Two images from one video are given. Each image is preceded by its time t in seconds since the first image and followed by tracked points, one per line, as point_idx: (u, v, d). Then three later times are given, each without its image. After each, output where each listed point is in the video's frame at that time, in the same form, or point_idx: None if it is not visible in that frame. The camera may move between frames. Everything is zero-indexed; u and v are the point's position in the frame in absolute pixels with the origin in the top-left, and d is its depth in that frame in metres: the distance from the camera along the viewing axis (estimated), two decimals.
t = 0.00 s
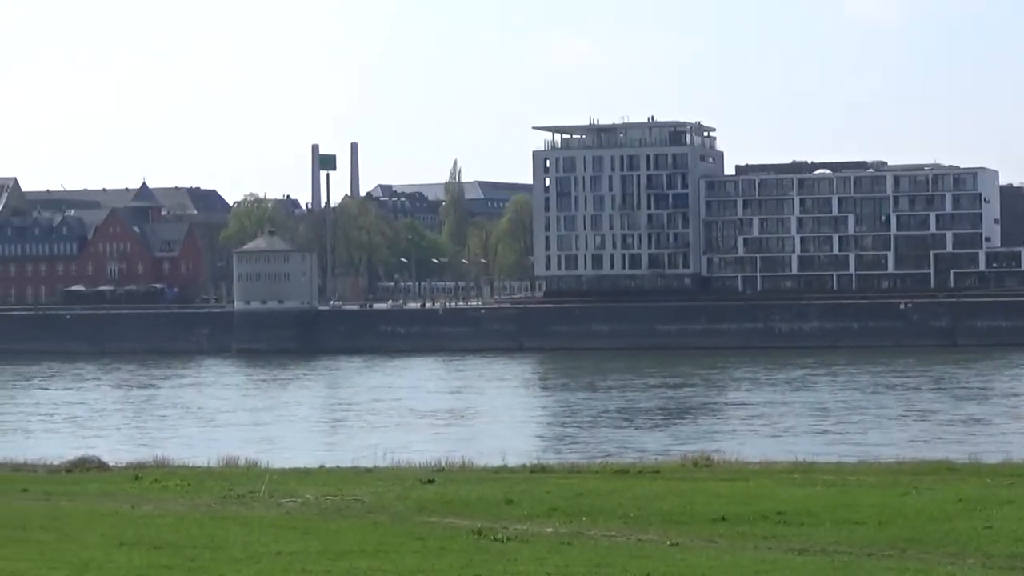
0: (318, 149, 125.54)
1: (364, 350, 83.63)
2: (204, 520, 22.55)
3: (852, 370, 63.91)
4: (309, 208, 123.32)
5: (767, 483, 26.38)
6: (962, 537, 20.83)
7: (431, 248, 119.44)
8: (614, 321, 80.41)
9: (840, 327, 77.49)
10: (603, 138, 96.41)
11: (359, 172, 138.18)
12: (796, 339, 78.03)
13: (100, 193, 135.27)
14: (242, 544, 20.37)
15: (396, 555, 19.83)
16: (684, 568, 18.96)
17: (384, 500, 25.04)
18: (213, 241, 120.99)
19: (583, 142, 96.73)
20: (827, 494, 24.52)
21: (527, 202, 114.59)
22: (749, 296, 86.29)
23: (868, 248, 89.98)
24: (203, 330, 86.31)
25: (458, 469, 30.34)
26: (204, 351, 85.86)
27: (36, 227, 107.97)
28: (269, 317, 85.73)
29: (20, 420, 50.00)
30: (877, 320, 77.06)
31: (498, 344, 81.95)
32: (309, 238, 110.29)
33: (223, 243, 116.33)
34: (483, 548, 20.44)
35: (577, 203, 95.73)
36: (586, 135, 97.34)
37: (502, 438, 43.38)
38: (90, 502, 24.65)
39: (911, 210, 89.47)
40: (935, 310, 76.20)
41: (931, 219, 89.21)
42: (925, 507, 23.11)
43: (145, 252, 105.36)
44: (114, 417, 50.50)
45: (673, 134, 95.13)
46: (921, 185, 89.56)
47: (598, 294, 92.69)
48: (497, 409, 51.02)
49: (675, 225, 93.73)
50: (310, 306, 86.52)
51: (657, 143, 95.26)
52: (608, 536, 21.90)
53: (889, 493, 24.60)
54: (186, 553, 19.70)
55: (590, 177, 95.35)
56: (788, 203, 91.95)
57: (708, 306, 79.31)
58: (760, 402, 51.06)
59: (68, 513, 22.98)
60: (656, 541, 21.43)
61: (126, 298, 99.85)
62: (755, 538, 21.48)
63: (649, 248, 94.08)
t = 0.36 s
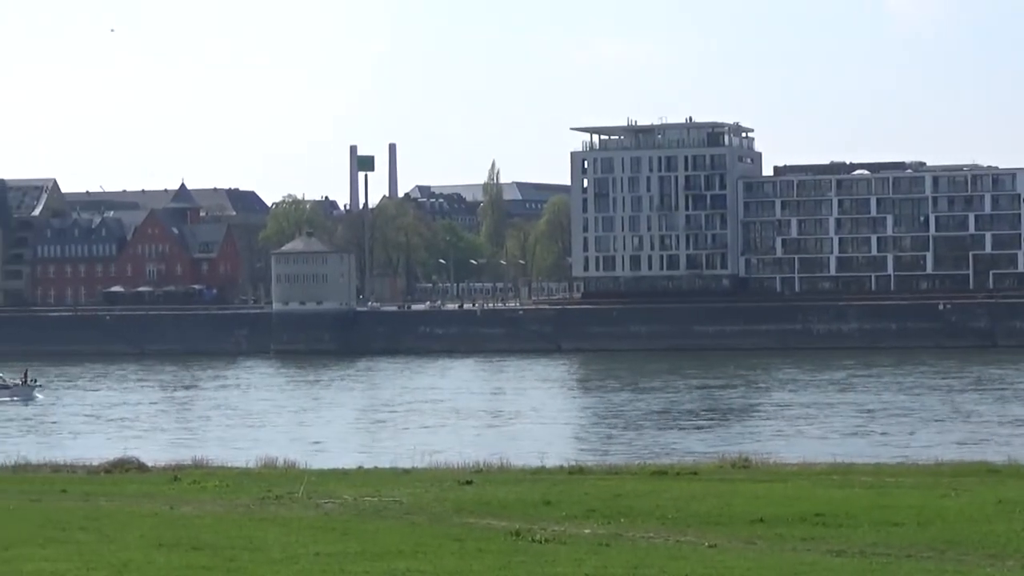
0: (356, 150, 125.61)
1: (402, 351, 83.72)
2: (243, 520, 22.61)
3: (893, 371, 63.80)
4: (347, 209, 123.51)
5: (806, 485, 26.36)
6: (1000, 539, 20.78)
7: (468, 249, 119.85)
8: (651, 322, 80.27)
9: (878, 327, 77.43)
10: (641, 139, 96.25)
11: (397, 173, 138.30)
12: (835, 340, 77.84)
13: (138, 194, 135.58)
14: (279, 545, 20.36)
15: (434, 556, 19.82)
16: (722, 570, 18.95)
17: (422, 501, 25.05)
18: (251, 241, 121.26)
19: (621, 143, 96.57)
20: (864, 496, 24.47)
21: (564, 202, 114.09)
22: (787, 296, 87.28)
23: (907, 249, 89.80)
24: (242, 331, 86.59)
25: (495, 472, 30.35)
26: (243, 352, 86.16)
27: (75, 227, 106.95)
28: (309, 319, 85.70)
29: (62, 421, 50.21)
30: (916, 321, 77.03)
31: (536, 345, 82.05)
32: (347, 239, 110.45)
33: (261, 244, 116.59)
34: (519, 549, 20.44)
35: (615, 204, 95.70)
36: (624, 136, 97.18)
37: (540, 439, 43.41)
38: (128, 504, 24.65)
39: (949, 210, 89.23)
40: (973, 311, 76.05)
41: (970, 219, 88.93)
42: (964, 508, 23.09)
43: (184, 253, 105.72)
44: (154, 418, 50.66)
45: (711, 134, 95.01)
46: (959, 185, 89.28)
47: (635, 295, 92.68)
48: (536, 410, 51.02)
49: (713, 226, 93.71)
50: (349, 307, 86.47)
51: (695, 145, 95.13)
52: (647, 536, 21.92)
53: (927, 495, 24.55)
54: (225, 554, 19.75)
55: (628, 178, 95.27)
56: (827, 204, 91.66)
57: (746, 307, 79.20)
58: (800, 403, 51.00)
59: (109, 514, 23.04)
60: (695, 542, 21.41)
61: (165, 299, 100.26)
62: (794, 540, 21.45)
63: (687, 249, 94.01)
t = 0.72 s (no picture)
0: (395, 153, 125.68)
1: (442, 354, 83.82)
2: (281, 522, 22.65)
3: (935, 373, 63.64)
4: (385, 212, 123.65)
5: (846, 487, 26.29)
6: None
7: (506, 251, 119.62)
8: (690, 325, 80.19)
9: (916, 330, 77.25)
10: (678, 142, 95.88)
11: (435, 176, 138.38)
12: (872, 342, 77.70)
13: (176, 198, 135.86)
14: (319, 548, 20.41)
15: (473, 558, 19.87)
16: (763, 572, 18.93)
17: (461, 505, 25.09)
18: (289, 246, 121.54)
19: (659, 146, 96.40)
20: (904, 498, 24.44)
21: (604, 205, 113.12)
22: (824, 296, 89.34)
23: (945, 251, 89.67)
24: (281, 334, 86.60)
25: (533, 474, 30.37)
26: (281, 355, 86.21)
27: (115, 232, 107.10)
28: (347, 322, 85.67)
29: (105, 425, 50.43)
30: (954, 324, 76.71)
31: (574, 348, 82.19)
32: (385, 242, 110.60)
33: (300, 248, 116.73)
34: (559, 552, 20.47)
35: (652, 207, 95.71)
36: (662, 139, 96.98)
37: (577, 442, 43.46)
38: (168, 507, 24.69)
39: (988, 211, 89.09)
40: (1012, 312, 76.01)
41: (1009, 220, 88.79)
42: (1004, 509, 23.08)
43: (222, 257, 106.18)
44: (194, 422, 50.73)
45: (749, 137, 94.88)
46: (998, 186, 89.24)
47: (673, 297, 92.65)
48: (576, 413, 51.08)
49: (751, 228, 93.44)
50: (387, 310, 86.18)
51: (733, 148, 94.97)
52: (687, 539, 21.89)
53: (967, 498, 24.52)
54: (266, 556, 19.81)
55: (666, 180, 95.16)
56: (865, 206, 91.38)
57: (785, 310, 79.13)
58: (844, 406, 50.94)
59: (150, 517, 23.14)
60: (733, 545, 21.43)
61: (204, 303, 100.58)
62: (833, 543, 21.44)
63: (725, 252, 93.79)
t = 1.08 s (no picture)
0: (431, 153, 125.73)
1: (479, 354, 83.85)
2: (317, 523, 22.68)
3: (974, 373, 63.46)
4: (421, 213, 123.68)
5: (884, 487, 26.26)
6: None
7: (542, 252, 119.48)
8: (726, 324, 80.08)
9: (953, 330, 77.06)
10: (714, 141, 95.85)
11: (471, 176, 138.39)
12: (908, 342, 77.66)
13: (213, 198, 136.12)
14: (355, 548, 20.44)
15: (508, 558, 19.90)
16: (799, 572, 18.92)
17: (498, 504, 25.12)
18: (325, 247, 121.63)
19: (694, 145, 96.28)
20: (941, 499, 24.37)
21: (638, 204, 113.02)
22: (859, 296, 89.14)
23: (983, 250, 89.46)
24: (317, 335, 86.71)
25: (569, 475, 30.36)
26: (317, 355, 86.30)
27: (152, 232, 107.45)
28: (383, 322, 85.77)
29: (143, 426, 50.55)
30: (992, 323, 76.48)
31: (612, 348, 82.12)
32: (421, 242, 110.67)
33: (336, 249, 116.92)
34: (594, 552, 20.48)
35: (688, 206, 95.70)
36: (698, 138, 96.92)
37: (616, 442, 43.47)
38: (204, 507, 24.76)
39: None
40: None
41: None
42: None
43: (259, 257, 106.09)
44: (231, 422, 50.84)
45: (785, 137, 94.88)
46: None
47: (709, 297, 92.59)
48: (612, 413, 51.04)
49: (786, 228, 93.34)
50: (424, 310, 86.35)
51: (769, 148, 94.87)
52: (723, 539, 21.89)
53: (1005, 498, 24.44)
54: (303, 556, 19.86)
55: (701, 180, 95.05)
56: (902, 205, 91.20)
57: (821, 309, 79.01)
58: (885, 405, 50.86)
59: (188, 517, 23.20)
60: (770, 544, 21.41)
61: (241, 304, 100.75)
62: (869, 543, 21.42)
63: (760, 252, 93.66)
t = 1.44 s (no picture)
0: (465, 153, 125.75)
1: (516, 354, 83.89)
2: (352, 523, 22.73)
3: (1008, 372, 63.34)
4: (455, 214, 123.79)
5: (920, 487, 26.17)
6: None
7: (577, 252, 119.45)
8: (761, 325, 80.09)
9: (989, 329, 76.84)
10: (748, 141, 96.05)
11: (504, 176, 138.48)
12: (943, 341, 77.55)
13: (247, 199, 136.43)
14: (391, 547, 20.52)
15: (543, 558, 19.94)
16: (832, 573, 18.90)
17: (532, 504, 25.14)
18: (359, 248, 121.85)
19: (728, 145, 96.25)
20: (977, 498, 24.33)
21: (672, 204, 112.93)
22: (893, 296, 88.37)
23: (1018, 249, 89.61)
24: (351, 335, 86.86)
25: (602, 475, 30.40)
26: (352, 356, 86.45)
27: (186, 233, 107.78)
28: (417, 323, 85.89)
29: (180, 426, 50.70)
30: None
31: (646, 348, 82.09)
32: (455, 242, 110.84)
33: (370, 250, 117.10)
34: (629, 552, 20.48)
35: (722, 206, 95.59)
36: (731, 138, 96.90)
37: (652, 441, 43.51)
38: (239, 508, 24.86)
39: None
40: None
41: None
42: None
43: (293, 258, 106.34)
44: (266, 423, 50.97)
45: (819, 136, 95.07)
46: None
47: (743, 296, 92.43)
48: (646, 414, 51.06)
49: (820, 228, 93.11)
50: (458, 310, 86.47)
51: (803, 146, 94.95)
52: (757, 539, 21.87)
53: None
54: (338, 557, 19.91)
55: (735, 180, 94.92)
56: (936, 204, 91.00)
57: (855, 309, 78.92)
58: (924, 404, 50.74)
59: (225, 519, 23.25)
60: (805, 545, 21.39)
61: (275, 305, 100.86)
62: (905, 543, 21.38)
63: (795, 252, 93.51)
